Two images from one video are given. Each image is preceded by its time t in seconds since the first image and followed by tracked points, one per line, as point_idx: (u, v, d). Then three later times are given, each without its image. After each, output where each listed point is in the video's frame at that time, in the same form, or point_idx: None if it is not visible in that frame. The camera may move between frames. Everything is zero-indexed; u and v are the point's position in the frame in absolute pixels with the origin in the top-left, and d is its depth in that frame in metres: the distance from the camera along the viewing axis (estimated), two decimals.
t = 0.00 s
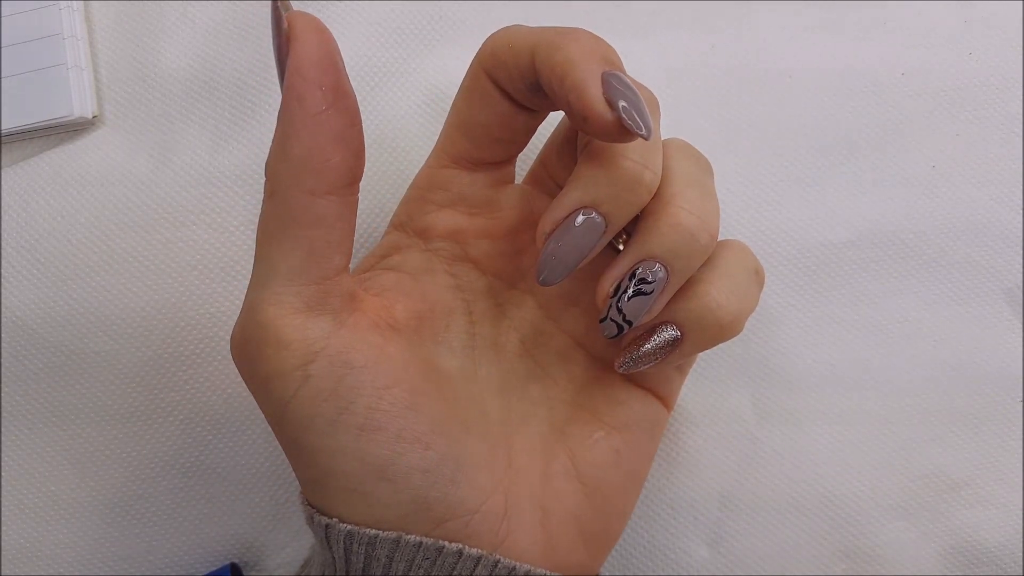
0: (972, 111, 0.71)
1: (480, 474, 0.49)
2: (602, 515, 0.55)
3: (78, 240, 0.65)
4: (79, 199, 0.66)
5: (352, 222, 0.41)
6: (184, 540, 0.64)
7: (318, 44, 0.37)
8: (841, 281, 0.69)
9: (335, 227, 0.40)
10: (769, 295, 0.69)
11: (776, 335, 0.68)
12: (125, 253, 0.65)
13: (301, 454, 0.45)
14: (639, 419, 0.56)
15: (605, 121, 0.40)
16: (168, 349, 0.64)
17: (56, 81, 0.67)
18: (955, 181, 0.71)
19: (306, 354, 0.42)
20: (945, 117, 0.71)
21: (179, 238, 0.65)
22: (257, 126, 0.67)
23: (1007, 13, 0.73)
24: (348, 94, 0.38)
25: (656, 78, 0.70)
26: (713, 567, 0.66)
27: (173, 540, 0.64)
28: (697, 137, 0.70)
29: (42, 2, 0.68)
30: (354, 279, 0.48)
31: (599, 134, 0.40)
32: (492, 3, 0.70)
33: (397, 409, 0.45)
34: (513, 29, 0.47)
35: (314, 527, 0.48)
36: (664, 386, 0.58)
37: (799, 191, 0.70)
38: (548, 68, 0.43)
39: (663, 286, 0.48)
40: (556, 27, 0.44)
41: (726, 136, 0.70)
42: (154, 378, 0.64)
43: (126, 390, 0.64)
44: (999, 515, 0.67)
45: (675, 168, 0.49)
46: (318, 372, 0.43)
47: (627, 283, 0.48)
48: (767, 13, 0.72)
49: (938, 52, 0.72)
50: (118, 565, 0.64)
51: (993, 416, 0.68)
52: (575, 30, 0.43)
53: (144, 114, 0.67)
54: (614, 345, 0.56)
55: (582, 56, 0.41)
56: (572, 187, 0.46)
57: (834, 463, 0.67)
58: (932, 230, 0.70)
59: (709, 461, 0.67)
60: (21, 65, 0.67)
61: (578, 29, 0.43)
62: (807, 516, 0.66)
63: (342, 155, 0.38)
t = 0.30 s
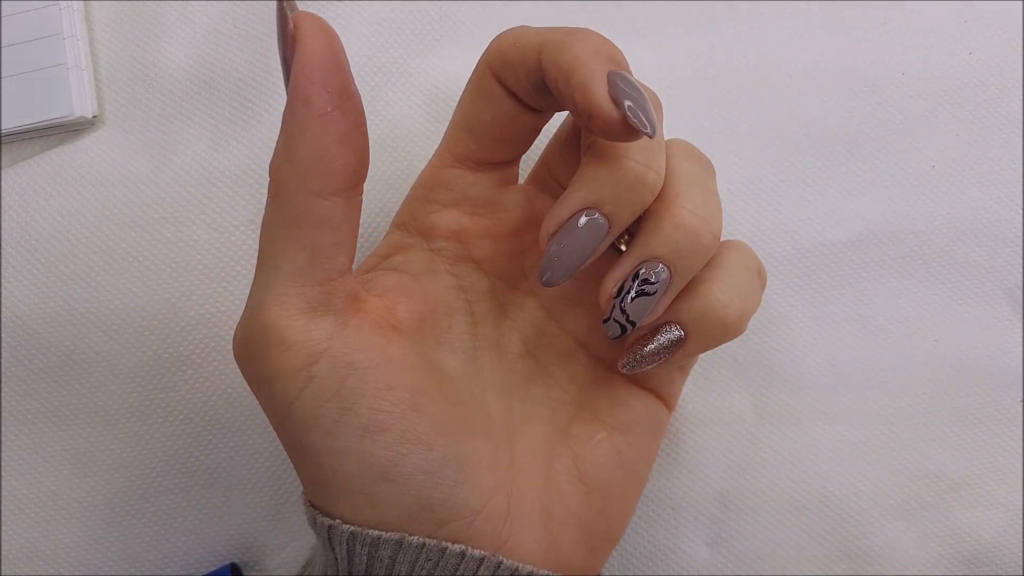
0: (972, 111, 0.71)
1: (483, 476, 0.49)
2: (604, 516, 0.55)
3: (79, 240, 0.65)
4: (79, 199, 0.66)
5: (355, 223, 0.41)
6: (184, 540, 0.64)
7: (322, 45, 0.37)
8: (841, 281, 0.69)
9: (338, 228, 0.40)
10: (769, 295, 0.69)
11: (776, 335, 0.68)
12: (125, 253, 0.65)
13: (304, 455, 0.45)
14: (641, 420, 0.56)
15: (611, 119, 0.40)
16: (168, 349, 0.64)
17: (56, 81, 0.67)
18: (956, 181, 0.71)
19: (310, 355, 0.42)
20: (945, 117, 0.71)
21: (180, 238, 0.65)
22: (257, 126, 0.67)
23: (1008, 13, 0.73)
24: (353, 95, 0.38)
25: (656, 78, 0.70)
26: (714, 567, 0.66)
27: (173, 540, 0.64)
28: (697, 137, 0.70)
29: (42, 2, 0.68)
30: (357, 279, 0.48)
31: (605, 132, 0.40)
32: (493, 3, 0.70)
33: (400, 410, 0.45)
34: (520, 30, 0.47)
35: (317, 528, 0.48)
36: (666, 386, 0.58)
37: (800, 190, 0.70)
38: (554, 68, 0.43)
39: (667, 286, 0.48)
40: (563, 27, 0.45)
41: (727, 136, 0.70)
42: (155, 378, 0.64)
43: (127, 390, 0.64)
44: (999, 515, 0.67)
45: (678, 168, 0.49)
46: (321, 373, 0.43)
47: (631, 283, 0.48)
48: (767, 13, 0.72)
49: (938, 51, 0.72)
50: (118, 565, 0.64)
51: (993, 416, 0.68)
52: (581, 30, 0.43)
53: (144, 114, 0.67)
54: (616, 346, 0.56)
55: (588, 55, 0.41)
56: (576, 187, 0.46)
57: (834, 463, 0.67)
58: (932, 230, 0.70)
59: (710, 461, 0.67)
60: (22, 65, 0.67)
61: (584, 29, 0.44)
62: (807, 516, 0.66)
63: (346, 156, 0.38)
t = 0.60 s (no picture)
0: (972, 111, 0.71)
1: (483, 476, 0.49)
2: (605, 517, 0.55)
3: (79, 239, 0.65)
4: (79, 199, 0.66)
5: (356, 223, 0.41)
6: (184, 540, 0.64)
7: (323, 45, 0.37)
8: (841, 281, 0.69)
9: (339, 228, 0.40)
10: (769, 295, 0.69)
11: (776, 334, 0.68)
12: (125, 253, 0.65)
13: (304, 455, 0.45)
14: (641, 421, 0.56)
15: (611, 119, 0.40)
16: (168, 349, 0.64)
17: (56, 81, 0.67)
18: (955, 181, 0.71)
19: (310, 356, 0.42)
20: (945, 117, 0.71)
21: (179, 238, 0.65)
22: (257, 126, 0.67)
23: (1008, 13, 0.73)
24: (353, 96, 0.38)
25: (656, 78, 0.70)
26: (714, 567, 0.66)
27: (173, 540, 0.64)
28: (697, 136, 0.70)
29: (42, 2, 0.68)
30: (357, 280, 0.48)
31: (605, 132, 0.40)
32: (493, 3, 0.70)
33: (400, 410, 0.45)
34: (521, 31, 0.47)
35: (317, 528, 0.47)
36: (667, 386, 0.58)
37: (799, 190, 0.70)
38: (555, 68, 0.43)
39: (667, 286, 0.48)
40: (564, 28, 0.45)
41: (727, 135, 0.70)
42: (155, 378, 0.64)
43: (127, 390, 0.64)
44: (999, 514, 0.67)
45: (679, 168, 0.49)
46: (321, 373, 0.43)
47: (631, 283, 0.48)
48: (767, 13, 0.72)
49: (938, 52, 0.72)
50: (118, 565, 0.64)
51: (993, 416, 0.68)
52: (582, 31, 0.43)
53: (144, 113, 0.67)
54: (616, 347, 0.56)
55: (589, 56, 0.41)
56: (576, 188, 0.46)
57: (834, 463, 0.67)
58: (931, 230, 0.70)
59: (710, 461, 0.67)
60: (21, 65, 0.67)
61: (585, 30, 0.44)
62: (807, 516, 0.66)
63: (347, 157, 0.38)
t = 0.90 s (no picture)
0: (972, 112, 0.71)
1: (483, 476, 0.49)
2: (605, 517, 0.55)
3: (78, 239, 0.65)
4: (79, 199, 0.66)
5: (355, 223, 0.41)
6: (184, 540, 0.64)
7: (322, 46, 0.37)
8: (841, 281, 0.69)
9: (338, 229, 0.40)
10: (769, 295, 0.69)
11: (775, 334, 0.68)
12: (124, 253, 0.65)
13: (304, 455, 0.45)
14: (641, 421, 0.56)
15: (610, 118, 0.40)
16: (168, 349, 0.64)
17: (56, 81, 0.67)
18: (955, 181, 0.71)
19: (309, 356, 0.42)
20: (945, 117, 0.71)
21: (179, 238, 0.65)
22: (257, 126, 0.67)
23: (1008, 13, 0.73)
24: (352, 96, 0.38)
25: (656, 78, 0.70)
26: (713, 567, 0.66)
27: (173, 539, 0.64)
28: (697, 137, 0.70)
29: (42, 2, 0.68)
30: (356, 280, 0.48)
31: (604, 132, 0.40)
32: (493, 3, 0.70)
33: (400, 410, 0.45)
34: (520, 31, 0.47)
35: (317, 528, 0.47)
36: (667, 386, 0.58)
37: (799, 191, 0.70)
38: (553, 68, 0.43)
39: (667, 285, 0.48)
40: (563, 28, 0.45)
41: (726, 135, 0.70)
42: (155, 378, 0.64)
43: (127, 390, 0.64)
44: (998, 514, 0.67)
45: (677, 167, 0.49)
46: (321, 373, 0.43)
47: (631, 282, 0.48)
48: (767, 13, 0.72)
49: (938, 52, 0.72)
50: (119, 564, 0.64)
51: (993, 416, 0.68)
52: (581, 30, 0.43)
53: (144, 113, 0.67)
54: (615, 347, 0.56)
55: (587, 55, 0.41)
56: (575, 187, 0.46)
57: (833, 463, 0.67)
58: (931, 230, 0.70)
59: (709, 462, 0.67)
60: (22, 64, 0.67)
61: (584, 30, 0.44)
62: (807, 516, 0.66)
63: (346, 157, 0.38)
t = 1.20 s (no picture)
0: (972, 112, 0.71)
1: (482, 477, 0.49)
2: (604, 517, 0.55)
3: (78, 239, 0.65)
4: (79, 199, 0.66)
5: (353, 224, 0.41)
6: (183, 540, 0.64)
7: (318, 47, 0.37)
8: (841, 281, 0.69)
9: (336, 230, 0.40)
10: (768, 295, 0.69)
11: (775, 334, 0.68)
12: (124, 253, 0.65)
13: (303, 456, 0.45)
14: (640, 422, 0.56)
15: (607, 119, 0.40)
16: (168, 349, 0.64)
17: (56, 81, 0.67)
18: (955, 181, 0.71)
19: (308, 357, 0.42)
20: (945, 117, 0.71)
21: (179, 238, 0.65)
22: (256, 126, 0.67)
23: (1008, 13, 0.73)
24: (349, 98, 0.38)
25: (655, 78, 0.70)
26: (713, 567, 0.66)
27: (173, 540, 0.64)
28: (696, 136, 0.70)
29: (42, 2, 0.68)
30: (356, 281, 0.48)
31: (602, 131, 0.40)
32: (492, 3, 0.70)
33: (398, 411, 0.45)
34: (518, 31, 0.47)
35: (316, 528, 0.47)
36: (667, 387, 0.58)
37: (799, 191, 0.70)
38: (551, 68, 0.43)
39: (666, 284, 0.48)
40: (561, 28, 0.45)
41: (726, 135, 0.70)
42: (155, 378, 0.64)
43: (127, 390, 0.64)
44: (998, 515, 0.67)
45: (676, 167, 0.49)
46: (319, 375, 0.43)
47: (630, 282, 0.48)
48: (767, 13, 0.72)
49: (938, 52, 0.72)
50: (118, 564, 0.64)
51: (993, 416, 0.68)
52: (579, 31, 0.43)
53: (144, 113, 0.67)
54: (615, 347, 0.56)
55: (585, 56, 0.41)
56: (573, 188, 0.46)
57: (833, 463, 0.67)
58: (931, 230, 0.70)
59: (709, 462, 0.67)
60: (22, 65, 0.67)
61: (582, 31, 0.44)
62: (806, 516, 0.66)
63: (343, 158, 0.38)
